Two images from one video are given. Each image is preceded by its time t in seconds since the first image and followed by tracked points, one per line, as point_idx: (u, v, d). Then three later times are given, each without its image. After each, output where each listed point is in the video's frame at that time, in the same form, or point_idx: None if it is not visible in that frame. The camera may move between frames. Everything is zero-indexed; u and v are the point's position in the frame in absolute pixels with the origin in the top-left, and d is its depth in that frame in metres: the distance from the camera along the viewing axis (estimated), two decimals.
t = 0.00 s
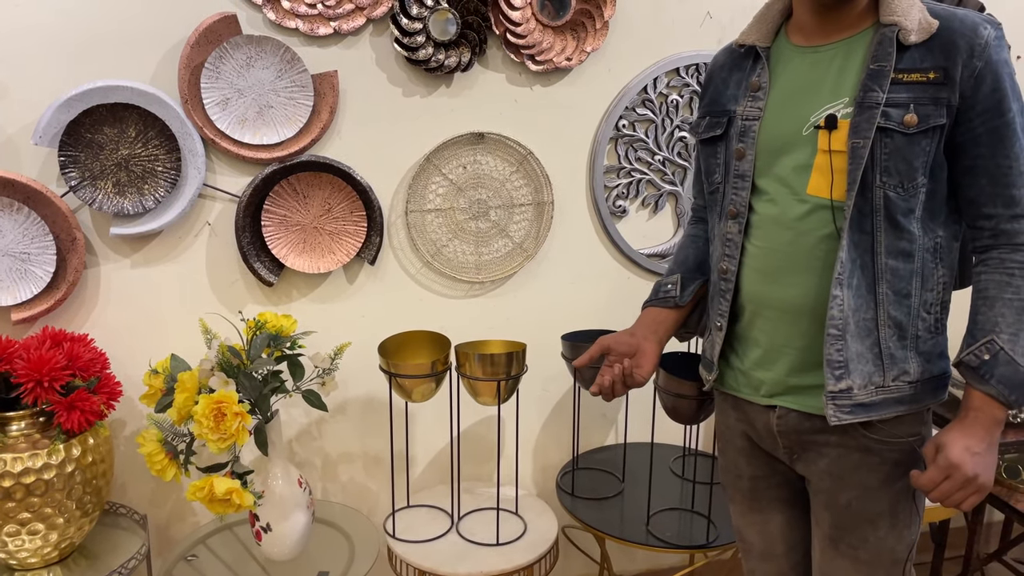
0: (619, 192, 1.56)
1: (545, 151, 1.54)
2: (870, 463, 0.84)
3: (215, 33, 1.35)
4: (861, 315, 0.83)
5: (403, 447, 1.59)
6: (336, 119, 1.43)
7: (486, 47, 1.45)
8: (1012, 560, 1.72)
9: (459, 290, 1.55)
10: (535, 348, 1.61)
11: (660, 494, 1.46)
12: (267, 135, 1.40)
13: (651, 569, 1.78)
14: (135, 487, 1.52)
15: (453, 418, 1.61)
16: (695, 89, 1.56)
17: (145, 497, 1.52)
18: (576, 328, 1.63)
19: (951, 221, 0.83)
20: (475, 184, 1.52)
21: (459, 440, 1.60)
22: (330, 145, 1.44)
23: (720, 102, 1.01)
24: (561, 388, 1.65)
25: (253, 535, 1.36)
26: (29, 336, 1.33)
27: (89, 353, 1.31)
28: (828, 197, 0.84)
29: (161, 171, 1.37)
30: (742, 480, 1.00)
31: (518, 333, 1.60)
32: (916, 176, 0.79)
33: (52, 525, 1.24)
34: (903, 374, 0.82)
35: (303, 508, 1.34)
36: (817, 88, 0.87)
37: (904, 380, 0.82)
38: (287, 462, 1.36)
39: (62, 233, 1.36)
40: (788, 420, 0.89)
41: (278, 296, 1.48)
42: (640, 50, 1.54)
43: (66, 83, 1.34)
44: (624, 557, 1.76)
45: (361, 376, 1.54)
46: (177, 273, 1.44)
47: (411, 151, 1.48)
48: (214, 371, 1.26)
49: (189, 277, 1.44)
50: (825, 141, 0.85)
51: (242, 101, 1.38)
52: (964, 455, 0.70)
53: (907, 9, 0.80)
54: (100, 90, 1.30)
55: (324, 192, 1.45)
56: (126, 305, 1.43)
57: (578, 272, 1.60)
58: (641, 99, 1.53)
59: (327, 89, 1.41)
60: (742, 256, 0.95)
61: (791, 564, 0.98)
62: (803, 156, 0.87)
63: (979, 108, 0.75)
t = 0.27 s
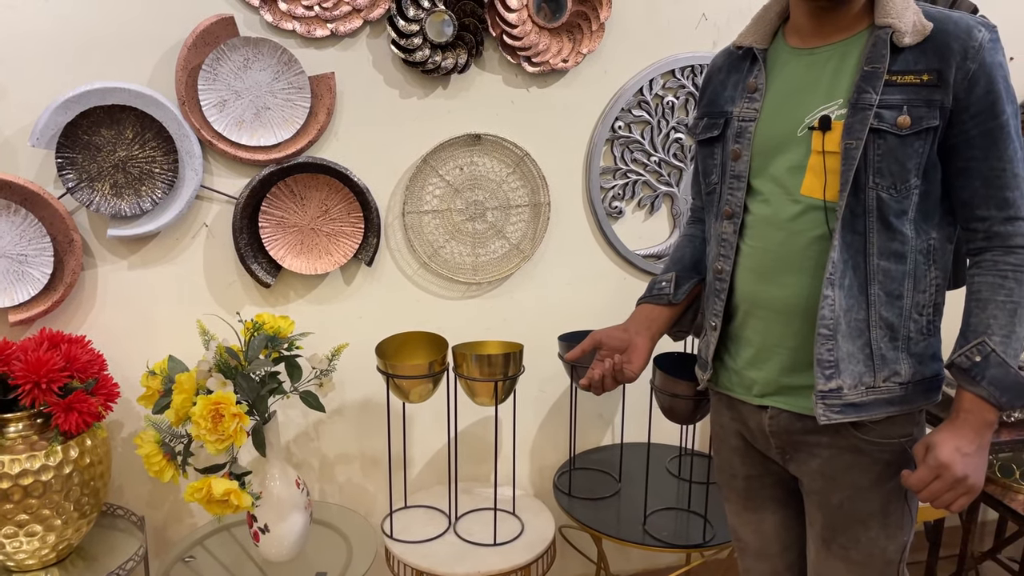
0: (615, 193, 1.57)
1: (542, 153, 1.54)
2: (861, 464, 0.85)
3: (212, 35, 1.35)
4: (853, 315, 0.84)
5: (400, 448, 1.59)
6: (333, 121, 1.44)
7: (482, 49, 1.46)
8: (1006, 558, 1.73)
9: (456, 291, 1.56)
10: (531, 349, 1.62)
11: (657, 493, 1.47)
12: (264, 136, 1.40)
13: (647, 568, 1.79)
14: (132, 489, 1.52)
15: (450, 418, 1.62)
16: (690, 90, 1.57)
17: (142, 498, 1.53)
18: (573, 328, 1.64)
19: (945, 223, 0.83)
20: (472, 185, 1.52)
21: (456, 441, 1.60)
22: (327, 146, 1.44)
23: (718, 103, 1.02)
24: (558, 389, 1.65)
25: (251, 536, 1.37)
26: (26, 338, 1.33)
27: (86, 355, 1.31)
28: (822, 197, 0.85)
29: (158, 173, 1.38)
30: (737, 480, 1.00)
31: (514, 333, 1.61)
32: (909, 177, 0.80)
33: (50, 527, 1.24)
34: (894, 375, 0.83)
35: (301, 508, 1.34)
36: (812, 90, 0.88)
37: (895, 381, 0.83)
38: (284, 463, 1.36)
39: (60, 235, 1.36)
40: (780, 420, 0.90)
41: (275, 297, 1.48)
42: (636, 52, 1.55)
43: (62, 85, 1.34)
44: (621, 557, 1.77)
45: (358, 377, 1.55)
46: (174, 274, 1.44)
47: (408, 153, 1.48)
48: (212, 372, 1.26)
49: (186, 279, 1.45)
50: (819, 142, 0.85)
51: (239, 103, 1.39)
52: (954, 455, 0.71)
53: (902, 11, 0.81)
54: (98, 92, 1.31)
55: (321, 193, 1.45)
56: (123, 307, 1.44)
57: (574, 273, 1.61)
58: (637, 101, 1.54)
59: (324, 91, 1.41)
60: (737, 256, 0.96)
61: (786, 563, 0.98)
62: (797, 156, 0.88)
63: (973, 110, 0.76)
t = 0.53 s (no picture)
0: (609, 196, 1.57)
1: (535, 156, 1.55)
2: (850, 466, 0.86)
3: (206, 39, 1.35)
4: (842, 317, 0.84)
5: (395, 451, 1.59)
6: (327, 124, 1.44)
7: (476, 52, 1.46)
8: (999, 557, 1.74)
9: (451, 294, 1.56)
10: (526, 351, 1.62)
11: (651, 495, 1.47)
12: (257, 140, 1.41)
13: (643, 569, 1.79)
14: (127, 493, 1.52)
15: (445, 421, 1.62)
16: (683, 93, 1.57)
17: (137, 502, 1.52)
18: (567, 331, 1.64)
19: (935, 226, 0.84)
20: (466, 188, 1.53)
21: (451, 444, 1.61)
22: (321, 150, 1.45)
23: (712, 105, 1.02)
24: (552, 391, 1.66)
25: (246, 539, 1.37)
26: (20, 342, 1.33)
27: (81, 359, 1.31)
28: (811, 199, 0.86)
29: (152, 177, 1.38)
30: (728, 481, 1.01)
31: (509, 335, 1.61)
32: (899, 181, 0.81)
33: (45, 531, 1.24)
34: (882, 377, 0.83)
35: (296, 512, 1.34)
36: (804, 92, 0.88)
37: (883, 384, 0.83)
38: (279, 466, 1.36)
39: (53, 239, 1.36)
40: (769, 423, 0.91)
41: (269, 300, 1.48)
42: (629, 55, 1.55)
43: (56, 90, 1.34)
44: (616, 558, 1.77)
45: (353, 380, 1.55)
46: (168, 278, 1.44)
47: (402, 156, 1.49)
48: (206, 376, 1.27)
49: (180, 283, 1.45)
50: (810, 144, 0.86)
51: (232, 107, 1.39)
52: (943, 458, 0.72)
53: (894, 14, 0.81)
54: (91, 96, 1.30)
55: (315, 197, 1.45)
56: (117, 311, 1.43)
57: (568, 276, 1.61)
58: (630, 103, 1.55)
59: (318, 95, 1.41)
60: (729, 258, 0.96)
61: (778, 564, 0.99)
62: (788, 158, 0.88)
63: (963, 114, 0.76)
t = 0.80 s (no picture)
0: (602, 197, 1.57)
1: (529, 158, 1.55)
2: (844, 468, 0.86)
3: (197, 42, 1.35)
4: (834, 319, 0.84)
5: (389, 454, 1.59)
6: (320, 127, 1.44)
7: (468, 54, 1.46)
8: (994, 557, 1.74)
9: (445, 296, 1.56)
10: (520, 354, 1.62)
11: (646, 496, 1.47)
12: (250, 143, 1.40)
13: (638, 571, 1.79)
14: (120, 498, 1.51)
15: (440, 424, 1.62)
16: (676, 94, 1.57)
17: (130, 507, 1.52)
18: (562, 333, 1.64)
19: (927, 228, 0.84)
20: (460, 190, 1.52)
21: (445, 447, 1.60)
22: (313, 153, 1.44)
23: (704, 105, 1.02)
24: (547, 393, 1.66)
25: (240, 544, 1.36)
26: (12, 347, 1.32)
27: (73, 364, 1.31)
28: (803, 201, 0.86)
29: (144, 181, 1.37)
30: (722, 484, 1.01)
31: (503, 338, 1.61)
32: (891, 183, 0.81)
33: (37, 537, 1.23)
34: (874, 380, 0.83)
35: (290, 516, 1.34)
36: (797, 93, 0.88)
37: (875, 386, 0.83)
38: (273, 470, 1.36)
39: (45, 243, 1.36)
40: (762, 425, 0.91)
41: (263, 304, 1.48)
42: (621, 56, 1.55)
43: (47, 94, 1.33)
44: (612, 560, 1.77)
45: (347, 383, 1.54)
46: (161, 282, 1.43)
47: (395, 159, 1.48)
48: (199, 381, 1.27)
49: (172, 287, 1.44)
50: (803, 145, 0.86)
51: (225, 110, 1.39)
52: (935, 460, 0.72)
53: (887, 16, 0.81)
54: (83, 100, 1.30)
55: (308, 200, 1.45)
56: (109, 316, 1.43)
57: (562, 277, 1.61)
58: (623, 105, 1.55)
59: (310, 98, 1.41)
60: (720, 259, 0.96)
61: (772, 566, 0.99)
62: (781, 160, 0.88)
63: (956, 117, 0.76)
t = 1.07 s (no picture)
0: (595, 201, 1.58)
1: (521, 162, 1.55)
2: (836, 471, 0.86)
3: (190, 48, 1.35)
4: (827, 322, 0.84)
5: (384, 458, 1.59)
6: (313, 132, 1.44)
7: (461, 59, 1.46)
8: (987, 556, 1.75)
9: (439, 300, 1.56)
10: (514, 357, 1.62)
11: (642, 499, 1.47)
12: (243, 148, 1.40)
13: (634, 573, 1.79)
14: (114, 505, 1.51)
15: (435, 427, 1.62)
16: (668, 98, 1.58)
17: (124, 514, 1.52)
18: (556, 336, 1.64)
19: (917, 231, 0.84)
20: (453, 194, 1.53)
21: (440, 451, 1.60)
22: (307, 158, 1.45)
23: (694, 109, 1.02)
24: (541, 396, 1.66)
25: (235, 549, 1.36)
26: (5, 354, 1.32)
27: (66, 370, 1.30)
28: (795, 205, 0.86)
29: (137, 187, 1.38)
30: (715, 487, 1.01)
31: (497, 341, 1.61)
32: (882, 186, 0.81)
33: (31, 544, 1.23)
34: (866, 382, 0.84)
35: (285, 521, 1.34)
36: (788, 97, 0.89)
37: (867, 389, 0.84)
38: (268, 475, 1.36)
39: (38, 250, 1.35)
40: (755, 429, 0.91)
41: (256, 309, 1.48)
42: (614, 60, 1.56)
43: (38, 101, 1.33)
44: (607, 562, 1.77)
45: (341, 388, 1.54)
46: (154, 288, 1.43)
47: (388, 163, 1.49)
48: (193, 386, 1.27)
49: (165, 293, 1.44)
50: (794, 149, 0.86)
51: (218, 115, 1.39)
52: (929, 463, 0.72)
53: (876, 20, 0.82)
54: (75, 107, 1.30)
55: (302, 205, 1.45)
56: (102, 322, 1.43)
57: (556, 281, 1.62)
58: (616, 108, 1.55)
59: (303, 102, 1.41)
60: (712, 262, 0.97)
61: (765, 569, 0.99)
62: (772, 163, 0.89)
63: (946, 120, 0.77)
